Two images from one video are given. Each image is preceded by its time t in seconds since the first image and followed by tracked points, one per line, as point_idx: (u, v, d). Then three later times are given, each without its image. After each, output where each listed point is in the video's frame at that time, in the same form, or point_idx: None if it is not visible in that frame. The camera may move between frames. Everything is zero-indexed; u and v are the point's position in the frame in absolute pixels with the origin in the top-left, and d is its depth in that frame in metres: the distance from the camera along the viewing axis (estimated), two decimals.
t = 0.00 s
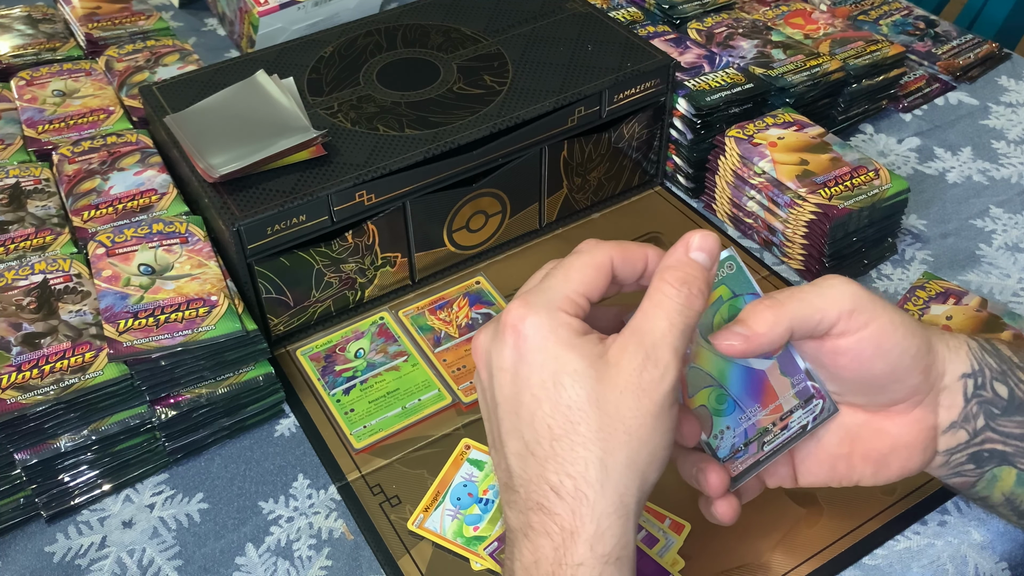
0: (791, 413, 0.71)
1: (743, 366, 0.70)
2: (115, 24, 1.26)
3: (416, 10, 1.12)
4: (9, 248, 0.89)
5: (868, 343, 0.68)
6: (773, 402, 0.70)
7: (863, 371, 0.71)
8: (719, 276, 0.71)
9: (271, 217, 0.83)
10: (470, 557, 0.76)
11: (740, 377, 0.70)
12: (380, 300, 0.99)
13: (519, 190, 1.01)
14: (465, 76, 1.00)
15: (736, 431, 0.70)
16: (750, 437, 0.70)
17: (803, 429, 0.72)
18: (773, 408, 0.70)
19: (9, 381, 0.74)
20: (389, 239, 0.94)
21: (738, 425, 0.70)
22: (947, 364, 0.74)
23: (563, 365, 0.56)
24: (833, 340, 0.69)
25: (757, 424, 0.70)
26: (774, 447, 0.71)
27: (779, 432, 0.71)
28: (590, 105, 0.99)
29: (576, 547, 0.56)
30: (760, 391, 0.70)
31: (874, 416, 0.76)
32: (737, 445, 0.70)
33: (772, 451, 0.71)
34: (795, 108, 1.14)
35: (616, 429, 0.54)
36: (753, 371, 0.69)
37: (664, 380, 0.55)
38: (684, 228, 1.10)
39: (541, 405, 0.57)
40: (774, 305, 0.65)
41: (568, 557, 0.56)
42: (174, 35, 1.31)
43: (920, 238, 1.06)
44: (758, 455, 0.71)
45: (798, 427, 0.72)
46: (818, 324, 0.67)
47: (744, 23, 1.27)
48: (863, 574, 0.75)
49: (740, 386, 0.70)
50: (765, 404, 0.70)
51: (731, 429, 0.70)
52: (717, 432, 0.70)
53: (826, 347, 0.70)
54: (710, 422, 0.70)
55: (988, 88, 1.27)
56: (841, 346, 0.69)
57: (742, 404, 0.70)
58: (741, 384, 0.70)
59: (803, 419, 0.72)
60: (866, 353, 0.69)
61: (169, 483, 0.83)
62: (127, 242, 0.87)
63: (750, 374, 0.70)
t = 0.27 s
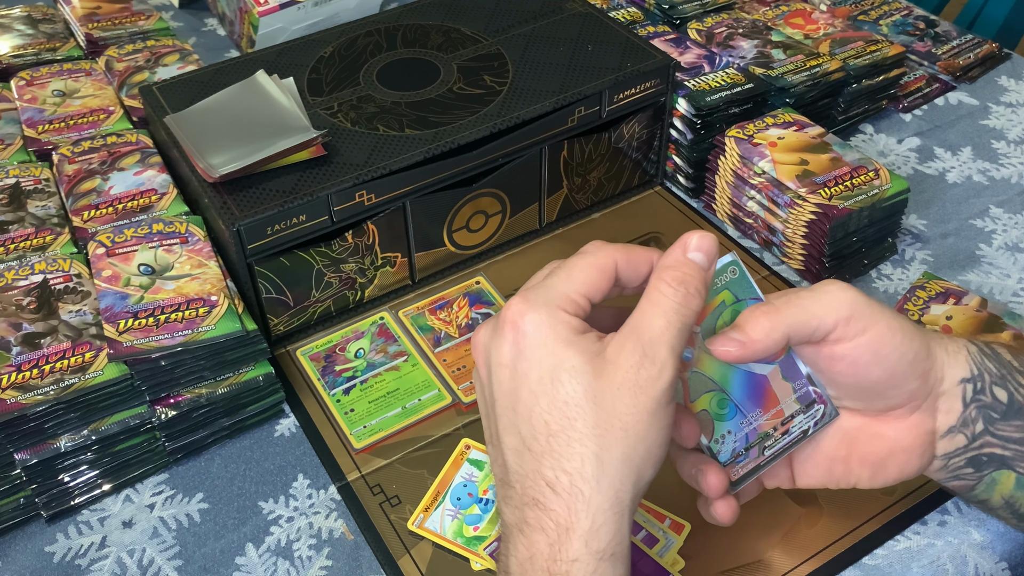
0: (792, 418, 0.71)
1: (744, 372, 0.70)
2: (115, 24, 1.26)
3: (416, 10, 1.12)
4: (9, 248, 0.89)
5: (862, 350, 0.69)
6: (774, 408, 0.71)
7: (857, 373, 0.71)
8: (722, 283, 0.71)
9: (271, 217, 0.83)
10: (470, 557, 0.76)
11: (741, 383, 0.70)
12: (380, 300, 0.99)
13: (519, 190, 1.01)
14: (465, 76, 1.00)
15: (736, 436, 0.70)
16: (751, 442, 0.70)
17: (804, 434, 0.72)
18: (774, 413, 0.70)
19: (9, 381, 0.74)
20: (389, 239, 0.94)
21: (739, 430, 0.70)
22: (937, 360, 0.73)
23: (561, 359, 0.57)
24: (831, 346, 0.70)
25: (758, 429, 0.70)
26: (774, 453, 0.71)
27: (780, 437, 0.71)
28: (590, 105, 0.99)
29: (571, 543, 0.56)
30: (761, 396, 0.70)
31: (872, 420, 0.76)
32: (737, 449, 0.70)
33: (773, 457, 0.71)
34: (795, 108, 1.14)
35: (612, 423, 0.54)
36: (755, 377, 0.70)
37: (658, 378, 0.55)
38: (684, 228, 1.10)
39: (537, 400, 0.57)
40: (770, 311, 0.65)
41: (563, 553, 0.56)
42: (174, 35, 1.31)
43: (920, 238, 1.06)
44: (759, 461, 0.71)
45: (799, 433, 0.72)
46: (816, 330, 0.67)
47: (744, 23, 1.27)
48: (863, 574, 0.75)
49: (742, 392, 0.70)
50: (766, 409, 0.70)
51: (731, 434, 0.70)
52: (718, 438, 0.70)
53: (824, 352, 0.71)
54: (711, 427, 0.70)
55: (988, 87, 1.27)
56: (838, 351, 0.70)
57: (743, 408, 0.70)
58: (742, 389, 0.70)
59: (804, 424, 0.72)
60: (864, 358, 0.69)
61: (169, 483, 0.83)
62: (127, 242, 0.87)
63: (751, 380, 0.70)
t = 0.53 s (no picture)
0: (795, 418, 0.71)
1: (747, 372, 0.70)
2: (115, 24, 1.26)
3: (416, 10, 1.12)
4: (9, 248, 0.89)
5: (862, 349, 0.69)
6: (778, 408, 0.70)
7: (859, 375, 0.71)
8: (725, 284, 0.71)
9: (271, 217, 0.83)
10: (470, 557, 0.76)
11: (745, 383, 0.70)
12: (380, 300, 0.99)
13: (519, 190, 1.01)
14: (465, 76, 1.00)
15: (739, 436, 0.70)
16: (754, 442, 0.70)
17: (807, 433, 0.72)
18: (778, 413, 0.70)
19: (9, 381, 0.74)
20: (389, 240, 0.94)
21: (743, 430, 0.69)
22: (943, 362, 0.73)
23: (561, 357, 0.56)
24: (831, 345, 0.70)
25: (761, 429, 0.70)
26: (778, 453, 0.71)
27: (784, 437, 0.70)
28: (590, 105, 0.99)
29: (563, 543, 0.55)
30: (765, 397, 0.70)
31: (872, 420, 0.75)
32: (742, 451, 0.69)
33: (777, 457, 0.71)
34: (795, 108, 1.14)
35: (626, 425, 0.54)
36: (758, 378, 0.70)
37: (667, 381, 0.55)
38: (684, 229, 1.10)
39: (535, 397, 0.57)
40: (771, 310, 0.66)
41: (554, 554, 0.56)
42: (174, 35, 1.31)
43: (920, 238, 1.06)
44: (764, 462, 0.70)
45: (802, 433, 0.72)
46: (817, 329, 0.67)
47: (744, 23, 1.27)
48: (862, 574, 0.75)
49: (746, 392, 0.70)
50: (770, 409, 0.70)
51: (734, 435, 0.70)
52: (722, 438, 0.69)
53: (824, 352, 0.71)
54: (715, 428, 0.69)
55: (988, 87, 1.27)
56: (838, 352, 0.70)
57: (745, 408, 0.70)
58: (746, 390, 0.70)
59: (808, 424, 0.72)
60: (864, 359, 0.69)
61: (169, 483, 0.83)
62: (127, 242, 0.87)
63: (755, 381, 0.70)
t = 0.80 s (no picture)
0: (773, 404, 0.70)
1: (722, 363, 0.70)
2: (115, 24, 1.26)
3: (416, 10, 1.12)
4: (8, 248, 0.89)
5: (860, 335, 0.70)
6: (755, 396, 0.70)
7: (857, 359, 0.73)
8: (697, 279, 0.75)
9: (271, 217, 0.83)
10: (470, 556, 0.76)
11: (720, 374, 0.70)
12: (380, 300, 0.99)
13: (519, 190, 1.01)
14: (465, 76, 1.00)
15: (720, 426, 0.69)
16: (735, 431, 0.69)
17: (785, 420, 0.72)
18: (756, 401, 0.70)
19: (9, 381, 0.74)
20: (389, 239, 0.94)
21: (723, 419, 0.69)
22: (942, 354, 0.75)
23: (515, 372, 0.56)
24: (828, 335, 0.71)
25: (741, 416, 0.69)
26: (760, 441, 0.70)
27: (764, 425, 0.69)
28: (590, 105, 0.99)
29: (533, 560, 0.53)
30: (741, 386, 0.70)
31: (874, 402, 0.79)
32: (724, 442, 0.68)
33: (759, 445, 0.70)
34: (795, 108, 1.14)
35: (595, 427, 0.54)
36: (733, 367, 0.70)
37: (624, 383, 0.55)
38: (684, 229, 1.10)
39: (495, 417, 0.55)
40: (763, 297, 0.68)
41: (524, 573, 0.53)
42: (174, 35, 1.31)
43: (920, 238, 1.06)
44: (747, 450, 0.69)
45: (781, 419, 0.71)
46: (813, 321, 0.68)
47: (744, 23, 1.27)
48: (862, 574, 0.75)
49: (721, 383, 0.70)
50: (747, 398, 0.70)
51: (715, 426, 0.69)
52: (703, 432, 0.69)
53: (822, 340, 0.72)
54: (695, 421, 0.69)
55: (988, 87, 1.27)
56: (837, 339, 0.71)
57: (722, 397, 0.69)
58: (721, 380, 0.70)
59: (786, 410, 0.71)
60: (862, 347, 0.71)
61: (169, 483, 0.83)
62: (127, 242, 0.87)
63: (730, 370, 0.70)
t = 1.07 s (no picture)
0: (721, 359, 0.73)
1: (667, 327, 0.74)
2: (116, 24, 1.26)
3: (416, 10, 1.12)
4: (9, 248, 0.89)
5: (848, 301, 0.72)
6: (704, 352, 0.73)
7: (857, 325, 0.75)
8: (627, 252, 0.77)
9: (271, 217, 0.83)
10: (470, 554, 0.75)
11: (666, 338, 0.74)
12: (380, 300, 0.99)
13: (520, 190, 1.01)
14: (465, 76, 1.00)
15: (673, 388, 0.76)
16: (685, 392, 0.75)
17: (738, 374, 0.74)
18: (704, 357, 0.73)
19: (9, 381, 0.74)
20: (389, 239, 0.94)
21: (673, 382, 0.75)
22: (942, 324, 0.73)
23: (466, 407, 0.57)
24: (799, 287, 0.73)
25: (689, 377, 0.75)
26: (715, 394, 0.75)
27: (714, 379, 0.74)
28: (590, 105, 0.99)
29: None
30: (687, 345, 0.74)
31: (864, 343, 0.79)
32: (681, 400, 0.75)
33: (716, 399, 0.75)
34: (795, 108, 1.14)
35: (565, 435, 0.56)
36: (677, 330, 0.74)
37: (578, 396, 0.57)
38: (684, 229, 1.09)
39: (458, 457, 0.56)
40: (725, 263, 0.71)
41: None
42: (174, 35, 1.31)
43: (920, 237, 1.06)
44: (703, 405, 0.75)
45: (733, 373, 0.74)
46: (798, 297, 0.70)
47: (744, 23, 1.27)
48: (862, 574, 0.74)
49: (668, 347, 0.75)
50: (696, 356, 0.74)
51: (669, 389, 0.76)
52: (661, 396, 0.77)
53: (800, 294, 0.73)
54: (653, 386, 0.76)
55: (988, 87, 1.27)
56: (830, 308, 0.73)
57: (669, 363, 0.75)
58: (668, 345, 0.74)
59: (735, 364, 0.73)
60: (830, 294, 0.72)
61: (169, 483, 0.83)
62: (128, 242, 0.87)
63: (676, 332, 0.74)
